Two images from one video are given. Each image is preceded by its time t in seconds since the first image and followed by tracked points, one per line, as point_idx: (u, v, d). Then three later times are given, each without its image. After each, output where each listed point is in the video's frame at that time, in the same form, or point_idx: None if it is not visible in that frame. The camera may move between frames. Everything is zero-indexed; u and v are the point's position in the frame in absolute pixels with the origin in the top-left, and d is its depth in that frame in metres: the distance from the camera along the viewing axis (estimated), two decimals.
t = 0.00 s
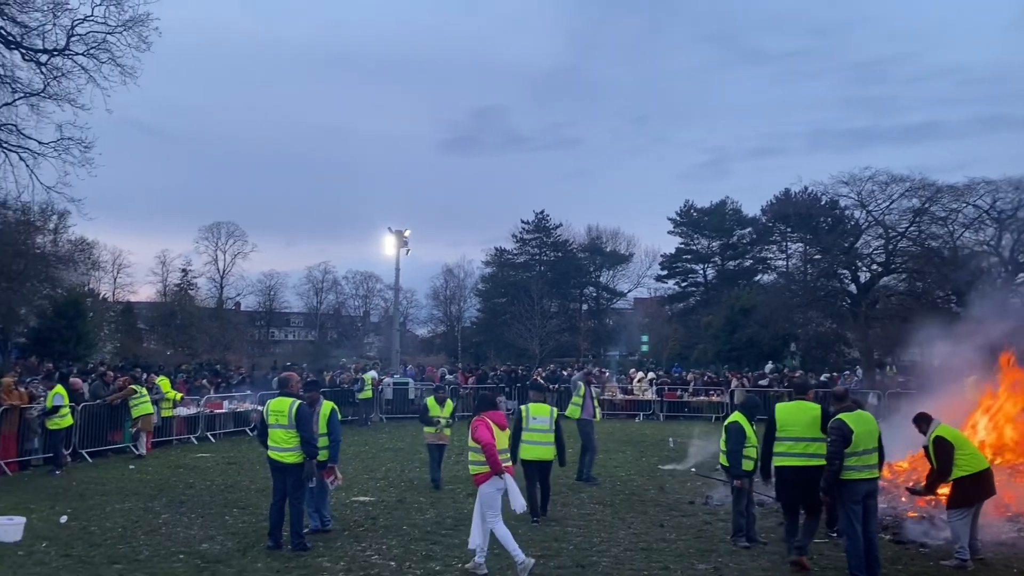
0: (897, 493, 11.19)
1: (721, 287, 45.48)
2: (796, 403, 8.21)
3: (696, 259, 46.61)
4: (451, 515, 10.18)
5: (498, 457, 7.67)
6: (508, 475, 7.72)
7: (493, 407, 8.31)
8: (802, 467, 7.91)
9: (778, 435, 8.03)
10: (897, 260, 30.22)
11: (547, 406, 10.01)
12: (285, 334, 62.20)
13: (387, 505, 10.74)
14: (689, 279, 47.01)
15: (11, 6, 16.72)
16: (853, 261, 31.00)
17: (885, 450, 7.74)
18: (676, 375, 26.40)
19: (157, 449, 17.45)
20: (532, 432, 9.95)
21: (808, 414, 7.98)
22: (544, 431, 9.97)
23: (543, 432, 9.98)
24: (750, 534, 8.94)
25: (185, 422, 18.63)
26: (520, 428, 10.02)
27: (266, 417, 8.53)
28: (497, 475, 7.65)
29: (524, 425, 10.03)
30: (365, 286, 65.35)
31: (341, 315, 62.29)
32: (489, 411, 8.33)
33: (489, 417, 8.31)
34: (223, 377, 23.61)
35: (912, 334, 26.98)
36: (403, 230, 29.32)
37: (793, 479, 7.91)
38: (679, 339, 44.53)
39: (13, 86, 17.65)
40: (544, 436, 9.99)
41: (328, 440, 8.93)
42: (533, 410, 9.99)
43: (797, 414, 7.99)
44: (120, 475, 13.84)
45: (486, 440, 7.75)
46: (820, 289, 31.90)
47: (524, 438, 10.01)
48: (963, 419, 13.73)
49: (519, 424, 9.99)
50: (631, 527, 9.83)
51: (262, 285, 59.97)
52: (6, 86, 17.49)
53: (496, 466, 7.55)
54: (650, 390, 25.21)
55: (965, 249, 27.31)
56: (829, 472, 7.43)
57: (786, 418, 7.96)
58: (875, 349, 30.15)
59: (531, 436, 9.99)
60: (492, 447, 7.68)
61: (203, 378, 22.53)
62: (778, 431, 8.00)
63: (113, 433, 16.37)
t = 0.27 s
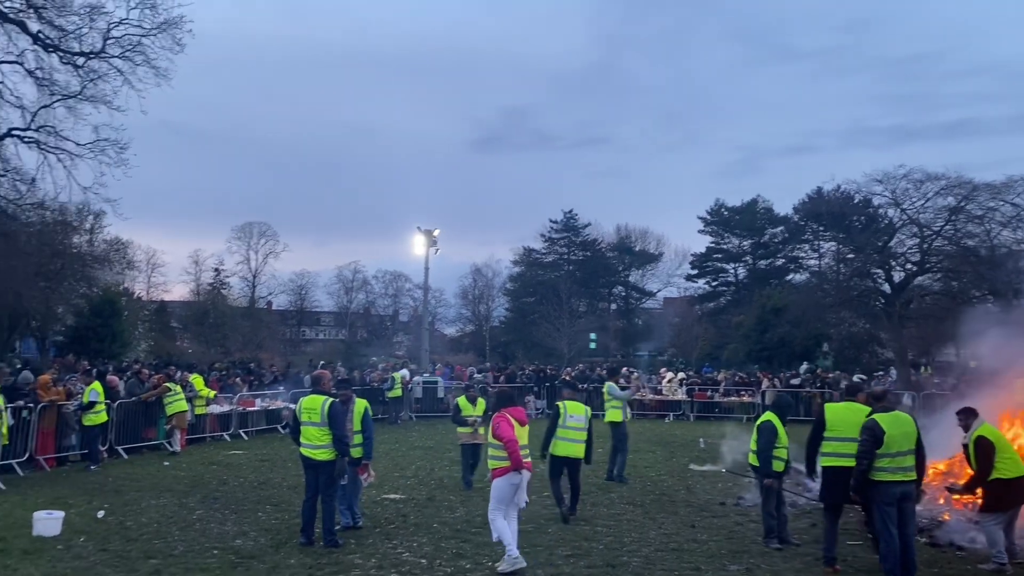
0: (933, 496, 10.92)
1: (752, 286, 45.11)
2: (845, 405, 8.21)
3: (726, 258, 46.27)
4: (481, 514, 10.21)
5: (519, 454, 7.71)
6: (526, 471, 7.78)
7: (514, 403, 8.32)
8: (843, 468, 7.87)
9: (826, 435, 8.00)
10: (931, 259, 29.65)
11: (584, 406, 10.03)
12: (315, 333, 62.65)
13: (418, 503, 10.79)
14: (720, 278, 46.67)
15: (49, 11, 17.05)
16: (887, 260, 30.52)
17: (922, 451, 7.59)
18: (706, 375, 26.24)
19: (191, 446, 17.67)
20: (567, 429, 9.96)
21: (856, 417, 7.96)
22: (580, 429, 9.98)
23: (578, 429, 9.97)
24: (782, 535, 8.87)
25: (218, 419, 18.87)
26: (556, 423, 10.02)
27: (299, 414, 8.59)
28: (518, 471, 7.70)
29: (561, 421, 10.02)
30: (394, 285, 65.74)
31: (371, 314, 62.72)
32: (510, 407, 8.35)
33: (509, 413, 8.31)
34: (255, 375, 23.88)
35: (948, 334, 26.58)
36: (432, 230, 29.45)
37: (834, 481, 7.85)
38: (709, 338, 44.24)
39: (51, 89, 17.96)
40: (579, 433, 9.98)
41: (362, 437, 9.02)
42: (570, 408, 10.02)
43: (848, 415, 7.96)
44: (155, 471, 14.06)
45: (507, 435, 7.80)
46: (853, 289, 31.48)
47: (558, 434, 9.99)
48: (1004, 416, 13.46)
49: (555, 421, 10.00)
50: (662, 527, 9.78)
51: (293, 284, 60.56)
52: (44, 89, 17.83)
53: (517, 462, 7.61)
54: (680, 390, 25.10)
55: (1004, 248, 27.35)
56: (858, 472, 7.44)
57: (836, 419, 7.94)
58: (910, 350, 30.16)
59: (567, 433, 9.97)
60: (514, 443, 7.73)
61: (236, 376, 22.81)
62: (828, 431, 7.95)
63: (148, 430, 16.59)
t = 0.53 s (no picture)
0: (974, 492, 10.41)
1: (784, 286, 44.62)
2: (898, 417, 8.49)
3: (758, 258, 45.83)
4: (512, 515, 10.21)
5: (536, 454, 7.74)
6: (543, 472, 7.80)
7: (534, 402, 8.27)
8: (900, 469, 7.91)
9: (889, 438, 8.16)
10: (969, 259, 29.24)
11: (617, 407, 10.02)
12: (345, 334, 63.05)
13: (448, 503, 10.81)
14: (752, 278, 46.23)
15: (87, 16, 17.36)
16: (922, 260, 30.05)
17: (963, 455, 7.42)
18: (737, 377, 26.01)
19: (225, 445, 17.88)
20: (600, 430, 9.95)
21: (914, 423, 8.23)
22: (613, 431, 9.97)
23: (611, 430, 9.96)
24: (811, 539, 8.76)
25: (251, 419, 19.06)
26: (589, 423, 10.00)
27: (331, 415, 8.66)
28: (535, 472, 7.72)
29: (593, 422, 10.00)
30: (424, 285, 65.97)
31: (401, 314, 62.98)
32: (529, 405, 8.31)
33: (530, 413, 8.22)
34: (287, 375, 24.07)
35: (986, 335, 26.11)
36: (462, 231, 29.52)
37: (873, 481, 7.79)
38: (741, 340, 43.83)
39: (88, 93, 18.29)
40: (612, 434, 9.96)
41: (396, 436, 9.06)
42: (604, 408, 10.00)
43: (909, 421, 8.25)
44: (190, 470, 14.24)
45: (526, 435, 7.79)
46: (888, 289, 31.07)
47: (590, 435, 9.97)
48: None
49: (588, 421, 9.98)
50: (694, 530, 9.70)
51: (324, 285, 61.01)
52: (81, 93, 18.16)
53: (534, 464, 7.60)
54: (711, 392, 24.91)
55: None
56: (892, 472, 7.41)
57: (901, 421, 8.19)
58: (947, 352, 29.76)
59: (600, 434, 9.96)
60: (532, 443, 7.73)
61: (269, 376, 23.01)
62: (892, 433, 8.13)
63: (182, 429, 16.81)
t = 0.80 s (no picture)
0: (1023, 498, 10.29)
1: (816, 288, 44.12)
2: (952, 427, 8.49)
3: (789, 260, 45.37)
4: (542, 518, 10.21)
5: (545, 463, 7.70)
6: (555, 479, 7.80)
7: (547, 407, 8.15)
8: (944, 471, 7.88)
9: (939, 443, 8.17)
10: (1005, 261, 28.78)
11: (642, 410, 9.94)
12: (374, 336, 63.36)
13: (478, 506, 10.82)
14: (783, 280, 45.78)
15: (121, 23, 17.64)
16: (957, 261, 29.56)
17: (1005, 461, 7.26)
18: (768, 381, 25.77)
19: (257, 446, 18.05)
20: (625, 434, 9.90)
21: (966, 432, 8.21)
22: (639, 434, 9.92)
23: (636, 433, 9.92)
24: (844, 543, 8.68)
25: (282, 421, 19.23)
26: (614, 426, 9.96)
27: (362, 416, 8.71)
28: (546, 478, 7.73)
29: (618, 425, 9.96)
30: (451, 288, 66.13)
31: (429, 316, 63.18)
32: (541, 410, 8.16)
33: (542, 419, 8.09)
34: (317, 377, 24.23)
35: None
36: (490, 233, 29.55)
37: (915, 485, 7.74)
38: (772, 342, 43.42)
39: (122, 99, 18.58)
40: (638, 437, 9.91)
41: (427, 437, 9.09)
42: (628, 412, 9.92)
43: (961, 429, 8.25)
44: (222, 472, 14.40)
45: (536, 442, 7.83)
46: (922, 291, 30.63)
47: (616, 438, 9.93)
48: None
49: (613, 425, 9.93)
50: (726, 534, 9.63)
51: (353, 288, 61.40)
52: (116, 99, 18.45)
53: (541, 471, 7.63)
54: (742, 395, 24.72)
55: None
56: (928, 478, 7.34)
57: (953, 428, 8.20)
58: (983, 355, 29.25)
59: (625, 438, 9.91)
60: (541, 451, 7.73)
61: (299, 378, 23.19)
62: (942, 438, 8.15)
63: (214, 431, 16.98)
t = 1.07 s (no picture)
0: None
1: (844, 291, 43.61)
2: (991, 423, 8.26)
3: (817, 262, 44.90)
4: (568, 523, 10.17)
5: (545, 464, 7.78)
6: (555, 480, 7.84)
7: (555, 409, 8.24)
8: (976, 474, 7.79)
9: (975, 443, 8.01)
10: None
11: (655, 413, 9.91)
12: (398, 340, 63.50)
13: (504, 511, 10.81)
14: (810, 283, 45.33)
15: (150, 31, 17.88)
16: (990, 263, 29.11)
17: None
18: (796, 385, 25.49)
19: (284, 449, 18.17)
20: (641, 439, 9.86)
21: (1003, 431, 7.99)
22: (654, 438, 9.87)
23: (652, 437, 9.87)
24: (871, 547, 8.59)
25: (309, 424, 19.34)
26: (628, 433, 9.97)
27: (388, 420, 8.73)
28: (544, 478, 7.81)
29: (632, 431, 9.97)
30: (476, 291, 66.20)
31: (454, 320, 63.25)
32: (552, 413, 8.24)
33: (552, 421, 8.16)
34: (343, 380, 24.34)
35: None
36: (514, 237, 29.53)
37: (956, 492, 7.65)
38: (800, 346, 43.00)
39: (151, 106, 18.81)
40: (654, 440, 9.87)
41: (454, 440, 9.11)
42: (641, 416, 9.93)
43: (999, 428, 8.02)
44: (250, 475, 14.51)
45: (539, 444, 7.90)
46: (953, 293, 30.19)
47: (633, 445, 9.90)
48: None
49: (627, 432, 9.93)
50: (754, 540, 9.54)
51: (378, 291, 61.64)
52: (144, 106, 18.68)
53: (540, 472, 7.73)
54: (770, 399, 24.51)
55: None
56: (968, 484, 7.21)
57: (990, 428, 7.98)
58: (1017, 358, 28.75)
59: (640, 443, 9.87)
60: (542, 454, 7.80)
61: (326, 381, 23.31)
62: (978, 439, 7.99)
63: (242, 434, 17.12)
